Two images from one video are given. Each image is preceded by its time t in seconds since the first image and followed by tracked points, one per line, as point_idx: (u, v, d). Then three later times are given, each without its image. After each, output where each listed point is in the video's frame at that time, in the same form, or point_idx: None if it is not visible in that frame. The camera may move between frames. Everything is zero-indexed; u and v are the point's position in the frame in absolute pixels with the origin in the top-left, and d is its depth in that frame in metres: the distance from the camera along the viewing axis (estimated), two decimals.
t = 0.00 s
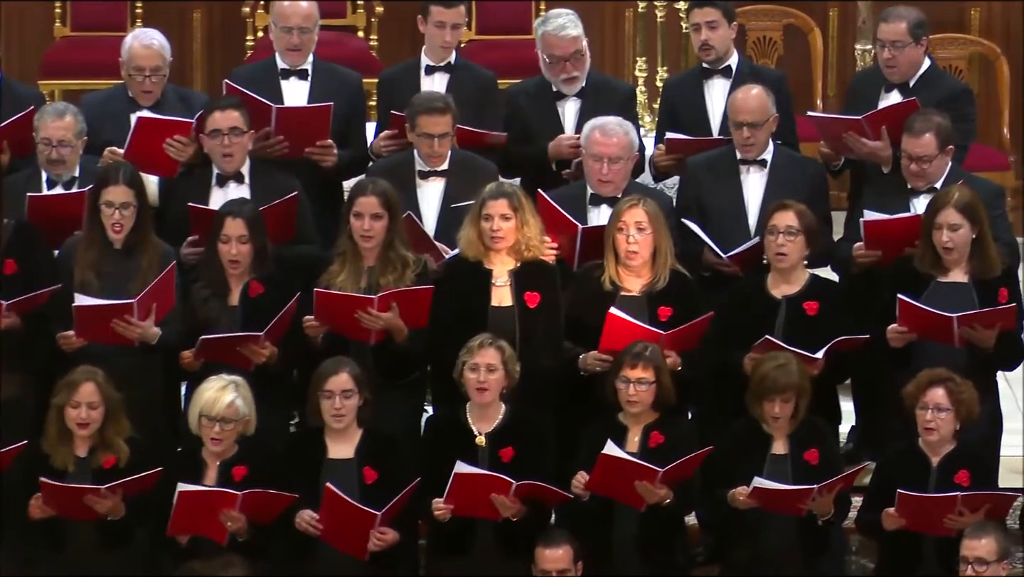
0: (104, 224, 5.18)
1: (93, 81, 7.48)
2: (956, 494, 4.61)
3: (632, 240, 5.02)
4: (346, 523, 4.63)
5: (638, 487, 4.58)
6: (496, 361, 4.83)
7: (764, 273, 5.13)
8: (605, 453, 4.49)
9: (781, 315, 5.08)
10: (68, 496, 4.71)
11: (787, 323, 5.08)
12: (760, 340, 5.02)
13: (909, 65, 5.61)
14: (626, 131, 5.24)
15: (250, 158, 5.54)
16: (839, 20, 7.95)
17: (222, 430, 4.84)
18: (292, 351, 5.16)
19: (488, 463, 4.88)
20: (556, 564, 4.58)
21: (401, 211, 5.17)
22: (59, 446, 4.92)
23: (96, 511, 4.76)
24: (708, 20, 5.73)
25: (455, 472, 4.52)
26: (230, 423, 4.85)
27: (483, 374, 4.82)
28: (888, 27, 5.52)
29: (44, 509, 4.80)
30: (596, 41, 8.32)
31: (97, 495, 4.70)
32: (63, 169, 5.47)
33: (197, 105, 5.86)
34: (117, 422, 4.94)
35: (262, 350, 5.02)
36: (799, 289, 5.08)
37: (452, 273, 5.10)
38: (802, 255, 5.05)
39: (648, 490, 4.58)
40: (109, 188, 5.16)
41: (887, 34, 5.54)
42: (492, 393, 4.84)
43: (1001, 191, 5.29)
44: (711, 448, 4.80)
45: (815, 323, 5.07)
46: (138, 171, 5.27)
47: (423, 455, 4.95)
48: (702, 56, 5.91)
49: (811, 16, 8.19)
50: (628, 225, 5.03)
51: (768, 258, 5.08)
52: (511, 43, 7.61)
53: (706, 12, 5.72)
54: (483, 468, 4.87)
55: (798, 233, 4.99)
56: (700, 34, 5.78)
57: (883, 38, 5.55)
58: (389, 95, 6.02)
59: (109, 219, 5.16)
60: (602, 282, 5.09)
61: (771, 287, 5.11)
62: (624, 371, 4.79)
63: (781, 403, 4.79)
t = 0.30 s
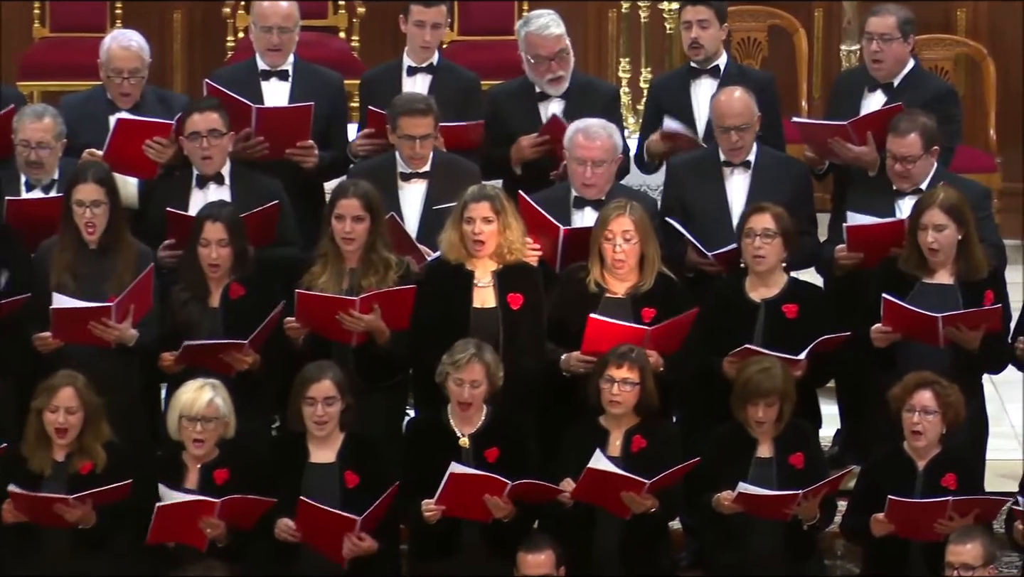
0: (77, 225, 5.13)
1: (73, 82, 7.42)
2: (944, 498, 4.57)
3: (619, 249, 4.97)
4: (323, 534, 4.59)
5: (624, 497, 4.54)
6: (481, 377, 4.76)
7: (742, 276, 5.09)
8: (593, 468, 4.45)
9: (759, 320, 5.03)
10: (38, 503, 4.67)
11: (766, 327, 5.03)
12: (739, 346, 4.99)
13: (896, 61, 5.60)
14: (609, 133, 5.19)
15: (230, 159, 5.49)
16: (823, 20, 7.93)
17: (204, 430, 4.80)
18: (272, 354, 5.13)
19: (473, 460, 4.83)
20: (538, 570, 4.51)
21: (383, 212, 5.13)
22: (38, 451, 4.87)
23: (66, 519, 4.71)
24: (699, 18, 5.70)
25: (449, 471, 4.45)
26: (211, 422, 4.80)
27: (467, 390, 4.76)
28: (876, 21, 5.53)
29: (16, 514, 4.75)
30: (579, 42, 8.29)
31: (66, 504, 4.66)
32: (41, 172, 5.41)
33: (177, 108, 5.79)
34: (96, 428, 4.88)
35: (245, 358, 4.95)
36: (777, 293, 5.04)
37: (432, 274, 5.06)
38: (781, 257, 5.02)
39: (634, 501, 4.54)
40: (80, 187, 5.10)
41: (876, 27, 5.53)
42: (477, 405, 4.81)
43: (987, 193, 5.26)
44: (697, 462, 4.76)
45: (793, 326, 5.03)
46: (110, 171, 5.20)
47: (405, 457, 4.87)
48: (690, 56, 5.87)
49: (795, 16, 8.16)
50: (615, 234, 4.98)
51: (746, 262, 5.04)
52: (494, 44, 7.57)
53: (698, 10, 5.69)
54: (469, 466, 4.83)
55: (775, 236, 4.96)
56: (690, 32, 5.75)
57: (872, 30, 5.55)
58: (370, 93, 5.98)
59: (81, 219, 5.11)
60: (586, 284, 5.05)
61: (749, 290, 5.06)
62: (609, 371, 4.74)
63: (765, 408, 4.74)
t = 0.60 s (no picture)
0: (57, 226, 5.08)
1: (56, 83, 7.37)
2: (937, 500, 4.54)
3: (611, 250, 4.94)
4: (312, 534, 4.50)
5: (612, 498, 4.50)
6: (470, 383, 4.72)
7: (730, 277, 5.05)
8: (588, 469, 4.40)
9: (747, 321, 5.00)
10: (22, 515, 4.63)
11: (753, 329, 5.00)
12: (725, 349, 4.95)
13: (884, 60, 5.57)
14: (596, 131, 5.16)
15: (216, 160, 5.44)
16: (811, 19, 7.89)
17: (192, 428, 4.77)
18: (257, 355, 5.09)
19: (461, 465, 4.79)
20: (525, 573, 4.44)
21: (369, 213, 5.08)
22: (22, 456, 4.80)
23: (53, 530, 4.66)
24: (701, 16, 5.67)
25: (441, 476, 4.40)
26: (198, 421, 4.77)
27: (456, 395, 4.72)
28: (863, 19, 5.50)
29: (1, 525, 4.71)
30: (566, 41, 8.25)
31: (51, 516, 4.62)
32: (23, 172, 5.35)
33: (160, 107, 5.75)
34: (80, 435, 4.83)
35: (229, 362, 4.91)
36: (765, 294, 5.00)
37: (418, 276, 5.01)
38: (768, 260, 4.99)
39: (623, 502, 4.51)
40: (60, 187, 5.05)
41: (864, 26, 5.50)
42: (465, 411, 4.77)
43: (977, 193, 5.22)
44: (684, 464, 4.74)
45: (780, 328, 4.99)
46: (90, 169, 5.14)
47: (392, 463, 4.81)
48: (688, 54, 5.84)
49: (784, 15, 8.13)
50: (607, 235, 4.94)
51: (733, 264, 5.01)
52: (481, 44, 7.53)
53: (700, 8, 5.66)
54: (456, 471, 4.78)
55: (761, 237, 4.93)
56: (690, 30, 5.72)
57: (859, 29, 5.52)
58: (358, 93, 5.92)
59: (61, 219, 5.06)
60: (577, 285, 5.01)
61: (737, 291, 5.02)
62: (599, 371, 4.70)
63: (754, 407, 4.70)
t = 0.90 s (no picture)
0: (41, 226, 5.03)
1: (41, 84, 7.32)
2: (931, 505, 4.51)
3: (601, 247, 4.89)
4: (296, 538, 4.49)
5: (603, 502, 4.46)
6: (458, 385, 4.67)
7: (721, 280, 5.03)
8: (579, 473, 4.34)
9: (739, 324, 4.97)
10: (17, 525, 4.57)
11: (745, 331, 4.97)
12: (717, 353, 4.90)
13: (871, 65, 5.53)
14: (587, 130, 5.13)
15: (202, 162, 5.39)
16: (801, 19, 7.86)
17: (183, 436, 4.72)
18: (242, 358, 5.04)
19: (448, 471, 4.75)
20: None
21: (357, 216, 5.03)
22: (6, 459, 4.74)
23: (45, 537, 4.62)
24: (705, 15, 5.65)
25: (422, 478, 4.35)
26: (190, 428, 4.72)
27: (444, 397, 4.67)
28: (847, 28, 5.45)
29: None
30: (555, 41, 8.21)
31: (47, 523, 4.57)
32: (6, 173, 5.31)
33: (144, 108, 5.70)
34: (66, 436, 4.79)
35: (215, 361, 4.85)
36: (756, 297, 4.96)
37: (405, 278, 4.97)
38: (760, 261, 4.95)
39: (613, 506, 4.47)
40: (43, 187, 5.00)
41: (847, 36, 5.47)
42: (453, 412, 4.72)
43: (969, 196, 5.18)
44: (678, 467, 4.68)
45: (772, 330, 4.96)
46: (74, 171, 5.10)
47: (380, 469, 4.80)
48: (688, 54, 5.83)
49: (774, 15, 8.09)
50: (597, 232, 4.90)
51: (726, 266, 4.97)
52: (468, 44, 7.49)
53: (704, 8, 5.64)
54: (443, 476, 4.74)
55: (755, 240, 4.89)
56: (694, 28, 5.70)
57: (843, 39, 5.49)
58: (343, 96, 5.88)
59: (44, 219, 5.01)
60: (568, 289, 4.96)
61: (728, 295, 4.99)
62: (589, 375, 4.65)
63: (743, 403, 4.66)
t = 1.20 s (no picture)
0: (27, 226, 5.00)
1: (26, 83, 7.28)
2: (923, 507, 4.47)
3: (591, 246, 4.85)
4: (292, 540, 4.43)
5: (593, 502, 4.41)
6: (444, 386, 4.63)
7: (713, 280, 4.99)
8: (565, 471, 4.29)
9: (732, 325, 4.94)
10: (9, 520, 4.55)
11: (739, 332, 4.94)
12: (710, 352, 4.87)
13: (861, 65, 5.49)
14: (575, 130, 5.09)
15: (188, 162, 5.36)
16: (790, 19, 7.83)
17: (173, 437, 4.67)
18: (228, 359, 4.98)
19: (434, 473, 4.71)
20: None
21: (344, 215, 4.99)
22: None
23: (37, 534, 4.58)
24: (704, 21, 5.64)
25: (404, 478, 4.31)
26: (180, 429, 4.68)
27: (430, 398, 4.63)
28: (837, 29, 5.41)
29: None
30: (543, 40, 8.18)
31: (39, 519, 4.54)
32: None
33: (129, 107, 5.66)
34: (51, 434, 4.74)
35: (201, 360, 4.81)
36: (750, 297, 4.94)
37: (394, 279, 4.93)
38: (754, 260, 4.92)
39: (604, 505, 4.42)
40: (32, 186, 4.96)
41: (836, 38, 5.42)
42: (440, 413, 4.68)
43: (961, 196, 5.15)
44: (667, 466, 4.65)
45: (766, 330, 4.93)
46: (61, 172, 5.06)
47: (366, 470, 4.76)
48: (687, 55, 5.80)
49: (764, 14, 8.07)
50: (588, 231, 4.85)
51: (719, 265, 4.94)
52: (455, 43, 7.46)
53: (703, 13, 5.63)
54: (429, 477, 4.70)
55: (748, 239, 4.86)
56: (693, 35, 5.68)
57: (833, 39, 5.44)
58: (331, 95, 5.82)
59: (34, 218, 4.97)
60: (558, 289, 4.93)
61: (721, 295, 4.96)
62: (579, 382, 4.61)
63: (733, 403, 4.63)
